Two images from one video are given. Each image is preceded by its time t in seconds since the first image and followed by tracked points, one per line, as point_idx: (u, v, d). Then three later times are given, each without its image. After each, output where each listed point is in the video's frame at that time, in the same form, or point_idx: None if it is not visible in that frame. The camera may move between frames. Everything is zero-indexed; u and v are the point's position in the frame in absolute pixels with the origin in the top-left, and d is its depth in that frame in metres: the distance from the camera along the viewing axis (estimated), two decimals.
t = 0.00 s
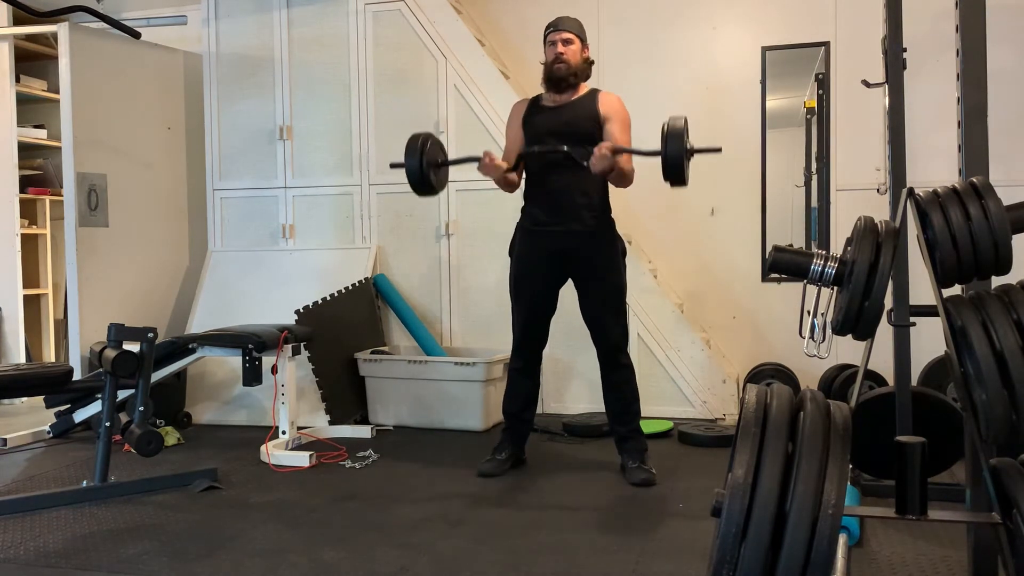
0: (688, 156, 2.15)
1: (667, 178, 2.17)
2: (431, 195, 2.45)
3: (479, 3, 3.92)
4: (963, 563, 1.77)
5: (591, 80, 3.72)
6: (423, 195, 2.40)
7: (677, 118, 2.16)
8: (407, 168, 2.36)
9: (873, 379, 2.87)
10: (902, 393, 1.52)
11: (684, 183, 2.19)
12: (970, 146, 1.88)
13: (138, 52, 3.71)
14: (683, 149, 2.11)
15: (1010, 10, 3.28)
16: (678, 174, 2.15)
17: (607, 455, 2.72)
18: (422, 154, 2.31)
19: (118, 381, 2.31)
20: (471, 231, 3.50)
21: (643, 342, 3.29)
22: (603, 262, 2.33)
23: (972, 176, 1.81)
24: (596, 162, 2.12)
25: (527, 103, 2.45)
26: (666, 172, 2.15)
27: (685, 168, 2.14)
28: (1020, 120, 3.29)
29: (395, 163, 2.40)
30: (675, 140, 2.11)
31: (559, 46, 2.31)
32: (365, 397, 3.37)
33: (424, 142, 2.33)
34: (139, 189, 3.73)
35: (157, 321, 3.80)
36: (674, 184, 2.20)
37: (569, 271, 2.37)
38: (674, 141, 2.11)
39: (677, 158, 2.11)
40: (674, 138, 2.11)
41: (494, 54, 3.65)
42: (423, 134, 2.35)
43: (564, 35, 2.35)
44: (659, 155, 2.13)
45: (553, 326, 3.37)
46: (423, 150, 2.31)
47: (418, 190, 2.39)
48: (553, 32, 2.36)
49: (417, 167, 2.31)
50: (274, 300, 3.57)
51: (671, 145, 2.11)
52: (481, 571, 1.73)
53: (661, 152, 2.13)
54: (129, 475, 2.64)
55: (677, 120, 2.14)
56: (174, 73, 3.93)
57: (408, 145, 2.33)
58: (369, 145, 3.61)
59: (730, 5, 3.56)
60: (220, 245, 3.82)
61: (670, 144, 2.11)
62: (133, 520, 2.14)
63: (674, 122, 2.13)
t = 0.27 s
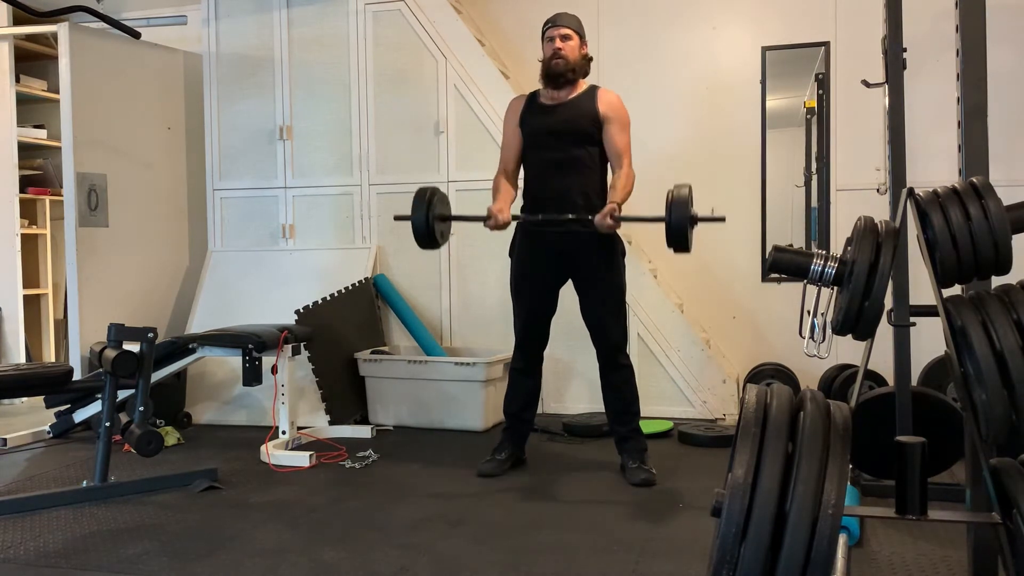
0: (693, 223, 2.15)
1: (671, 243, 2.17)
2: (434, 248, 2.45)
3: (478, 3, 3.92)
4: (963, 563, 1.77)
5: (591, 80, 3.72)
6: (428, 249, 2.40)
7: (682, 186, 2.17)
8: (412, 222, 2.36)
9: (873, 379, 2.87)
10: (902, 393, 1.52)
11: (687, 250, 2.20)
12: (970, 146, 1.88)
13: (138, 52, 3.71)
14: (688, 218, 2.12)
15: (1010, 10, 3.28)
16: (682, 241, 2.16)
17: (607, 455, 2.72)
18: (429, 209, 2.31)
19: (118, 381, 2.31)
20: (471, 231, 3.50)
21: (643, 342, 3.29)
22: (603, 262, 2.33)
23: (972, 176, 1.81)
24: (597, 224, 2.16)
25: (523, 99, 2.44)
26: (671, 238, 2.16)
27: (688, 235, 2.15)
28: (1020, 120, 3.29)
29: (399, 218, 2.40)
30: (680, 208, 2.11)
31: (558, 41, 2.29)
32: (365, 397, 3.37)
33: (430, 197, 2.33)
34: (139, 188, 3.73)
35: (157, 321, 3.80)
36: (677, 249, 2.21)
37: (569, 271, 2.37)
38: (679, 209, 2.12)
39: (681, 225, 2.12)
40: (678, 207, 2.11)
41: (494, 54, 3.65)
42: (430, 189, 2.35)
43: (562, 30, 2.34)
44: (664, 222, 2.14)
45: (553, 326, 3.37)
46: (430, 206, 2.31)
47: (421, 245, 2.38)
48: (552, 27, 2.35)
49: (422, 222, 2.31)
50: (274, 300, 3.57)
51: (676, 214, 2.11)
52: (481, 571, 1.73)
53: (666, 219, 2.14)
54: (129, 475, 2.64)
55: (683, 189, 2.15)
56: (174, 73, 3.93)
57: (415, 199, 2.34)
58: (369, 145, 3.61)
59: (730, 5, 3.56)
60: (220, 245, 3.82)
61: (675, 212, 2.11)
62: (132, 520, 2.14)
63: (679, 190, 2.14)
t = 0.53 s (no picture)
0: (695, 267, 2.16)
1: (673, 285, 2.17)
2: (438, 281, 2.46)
3: (478, 3, 3.92)
4: (963, 563, 1.77)
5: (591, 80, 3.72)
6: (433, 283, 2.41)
7: (687, 230, 2.17)
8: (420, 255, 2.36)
9: (873, 379, 2.87)
10: (902, 393, 1.52)
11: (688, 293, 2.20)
12: (970, 146, 1.88)
13: (138, 52, 3.71)
14: (690, 262, 2.12)
15: (1010, 10, 3.28)
16: (683, 285, 2.16)
17: (607, 455, 2.72)
18: (437, 243, 2.32)
19: (118, 381, 2.31)
20: (471, 231, 3.50)
21: (643, 342, 3.29)
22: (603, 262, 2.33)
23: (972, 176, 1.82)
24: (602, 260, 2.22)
25: (523, 96, 2.43)
26: (672, 281, 2.15)
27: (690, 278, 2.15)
28: (1020, 120, 3.29)
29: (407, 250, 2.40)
30: (683, 251, 2.12)
31: (559, 37, 2.29)
32: (365, 397, 3.37)
33: (439, 232, 2.33)
34: (139, 188, 3.73)
35: (157, 321, 3.80)
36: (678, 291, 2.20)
37: (569, 271, 2.37)
38: (682, 252, 2.12)
39: (683, 269, 2.12)
40: (682, 250, 2.12)
41: (494, 54, 3.65)
42: (440, 223, 2.36)
43: (564, 26, 2.32)
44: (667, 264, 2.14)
45: (553, 326, 3.37)
46: (438, 239, 2.32)
47: (427, 278, 2.39)
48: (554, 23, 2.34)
49: (431, 257, 2.32)
50: (274, 300, 3.57)
51: (678, 256, 2.12)
52: (481, 571, 1.73)
53: (670, 262, 2.14)
54: (129, 475, 2.64)
55: (687, 233, 2.15)
56: (174, 72, 3.93)
57: (424, 232, 2.35)
58: (369, 145, 3.61)
59: (730, 5, 3.56)
60: (221, 245, 3.82)
61: (678, 255, 2.12)
62: (132, 520, 2.14)
63: (684, 234, 2.14)
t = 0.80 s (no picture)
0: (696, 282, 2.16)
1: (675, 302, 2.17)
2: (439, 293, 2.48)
3: (478, 3, 3.92)
4: (963, 563, 1.77)
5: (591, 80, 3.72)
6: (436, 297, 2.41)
7: (687, 246, 2.18)
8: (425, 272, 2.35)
9: (873, 379, 2.87)
10: (902, 393, 1.51)
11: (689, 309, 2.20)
12: (970, 146, 1.88)
13: (138, 52, 3.71)
14: (692, 278, 2.13)
15: (1010, 10, 3.28)
16: (685, 301, 2.16)
17: (607, 455, 2.72)
18: (443, 259, 2.32)
19: (118, 381, 2.31)
20: (471, 231, 3.50)
21: (643, 342, 3.29)
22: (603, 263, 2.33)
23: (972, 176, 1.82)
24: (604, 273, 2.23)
25: (522, 95, 2.42)
26: (674, 297, 2.16)
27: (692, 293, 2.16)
28: (1020, 120, 3.29)
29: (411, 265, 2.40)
30: (684, 266, 2.13)
31: (560, 35, 2.29)
32: (365, 397, 3.37)
33: (445, 247, 2.34)
34: (139, 188, 3.72)
35: (157, 321, 3.80)
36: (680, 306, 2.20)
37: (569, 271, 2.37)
38: (683, 268, 2.13)
39: (684, 284, 2.12)
40: (683, 265, 2.13)
41: (494, 54, 3.65)
42: (445, 239, 2.37)
43: (565, 23, 2.33)
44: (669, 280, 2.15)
45: (554, 326, 3.37)
46: (443, 254, 2.33)
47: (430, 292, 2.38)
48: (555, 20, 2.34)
49: (440, 273, 2.32)
50: (274, 300, 3.57)
51: (680, 272, 2.13)
52: (481, 571, 1.73)
53: (670, 278, 2.15)
54: (129, 475, 2.64)
55: (687, 248, 2.17)
56: (174, 72, 3.93)
57: (429, 248, 2.35)
58: (369, 145, 3.61)
59: (730, 5, 3.56)
60: (221, 245, 3.82)
61: (680, 271, 2.13)
62: (132, 520, 2.14)
63: (684, 250, 2.16)
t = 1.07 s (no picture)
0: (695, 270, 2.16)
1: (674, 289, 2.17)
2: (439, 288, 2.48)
3: (478, 3, 3.92)
4: (963, 563, 1.77)
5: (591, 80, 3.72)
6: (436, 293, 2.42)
7: (686, 234, 2.17)
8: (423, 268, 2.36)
9: (873, 379, 2.87)
10: (902, 393, 1.51)
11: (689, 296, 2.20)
12: (970, 146, 1.88)
13: (138, 52, 3.71)
14: (691, 266, 2.13)
15: (1010, 10, 3.28)
16: (685, 288, 2.16)
17: (607, 455, 2.72)
18: (439, 255, 2.32)
19: (117, 381, 2.31)
20: (471, 231, 3.50)
21: (643, 342, 3.29)
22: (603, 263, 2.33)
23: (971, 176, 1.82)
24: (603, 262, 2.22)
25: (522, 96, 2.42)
26: (674, 285, 2.16)
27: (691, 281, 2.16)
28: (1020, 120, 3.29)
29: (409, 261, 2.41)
30: (683, 255, 2.12)
31: (560, 38, 2.28)
32: (365, 397, 3.37)
33: (442, 245, 2.34)
34: (139, 188, 3.72)
35: (157, 321, 3.80)
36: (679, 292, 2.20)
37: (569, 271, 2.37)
38: (682, 256, 2.13)
39: (683, 273, 2.12)
40: (682, 254, 2.12)
41: (494, 54, 3.65)
42: (442, 235, 2.36)
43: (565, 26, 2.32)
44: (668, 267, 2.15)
45: (553, 326, 3.37)
46: (440, 251, 2.33)
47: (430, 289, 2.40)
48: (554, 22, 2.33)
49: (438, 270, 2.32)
50: (274, 300, 3.57)
51: (679, 261, 2.12)
52: (481, 571, 1.73)
53: (670, 265, 2.14)
54: (129, 475, 2.64)
55: (686, 236, 2.16)
56: (174, 72, 3.93)
57: (426, 244, 2.35)
58: (369, 145, 3.61)
59: (730, 5, 3.56)
60: (220, 245, 3.82)
61: (678, 259, 2.12)
62: (132, 520, 2.14)
63: (683, 238, 2.15)
